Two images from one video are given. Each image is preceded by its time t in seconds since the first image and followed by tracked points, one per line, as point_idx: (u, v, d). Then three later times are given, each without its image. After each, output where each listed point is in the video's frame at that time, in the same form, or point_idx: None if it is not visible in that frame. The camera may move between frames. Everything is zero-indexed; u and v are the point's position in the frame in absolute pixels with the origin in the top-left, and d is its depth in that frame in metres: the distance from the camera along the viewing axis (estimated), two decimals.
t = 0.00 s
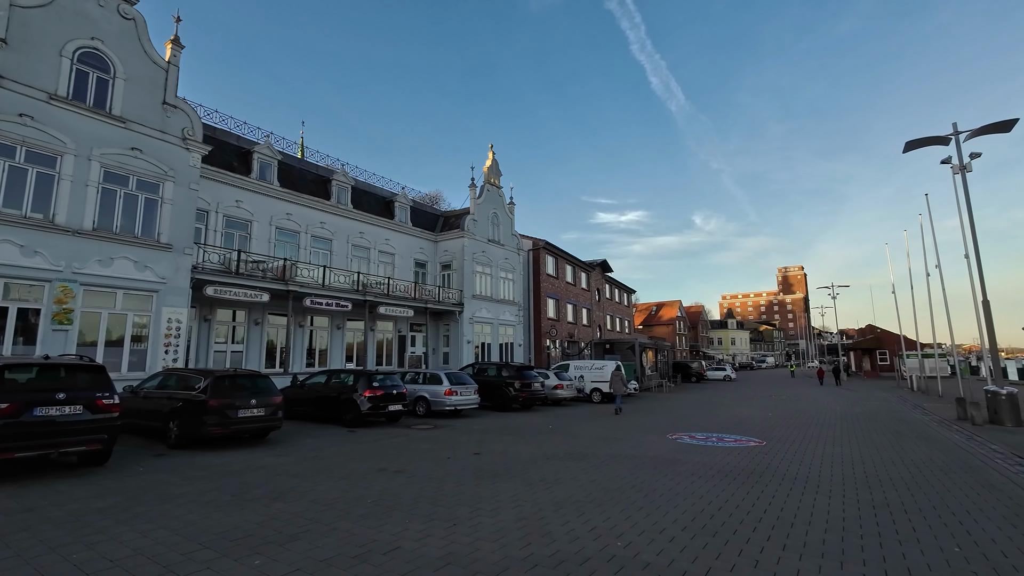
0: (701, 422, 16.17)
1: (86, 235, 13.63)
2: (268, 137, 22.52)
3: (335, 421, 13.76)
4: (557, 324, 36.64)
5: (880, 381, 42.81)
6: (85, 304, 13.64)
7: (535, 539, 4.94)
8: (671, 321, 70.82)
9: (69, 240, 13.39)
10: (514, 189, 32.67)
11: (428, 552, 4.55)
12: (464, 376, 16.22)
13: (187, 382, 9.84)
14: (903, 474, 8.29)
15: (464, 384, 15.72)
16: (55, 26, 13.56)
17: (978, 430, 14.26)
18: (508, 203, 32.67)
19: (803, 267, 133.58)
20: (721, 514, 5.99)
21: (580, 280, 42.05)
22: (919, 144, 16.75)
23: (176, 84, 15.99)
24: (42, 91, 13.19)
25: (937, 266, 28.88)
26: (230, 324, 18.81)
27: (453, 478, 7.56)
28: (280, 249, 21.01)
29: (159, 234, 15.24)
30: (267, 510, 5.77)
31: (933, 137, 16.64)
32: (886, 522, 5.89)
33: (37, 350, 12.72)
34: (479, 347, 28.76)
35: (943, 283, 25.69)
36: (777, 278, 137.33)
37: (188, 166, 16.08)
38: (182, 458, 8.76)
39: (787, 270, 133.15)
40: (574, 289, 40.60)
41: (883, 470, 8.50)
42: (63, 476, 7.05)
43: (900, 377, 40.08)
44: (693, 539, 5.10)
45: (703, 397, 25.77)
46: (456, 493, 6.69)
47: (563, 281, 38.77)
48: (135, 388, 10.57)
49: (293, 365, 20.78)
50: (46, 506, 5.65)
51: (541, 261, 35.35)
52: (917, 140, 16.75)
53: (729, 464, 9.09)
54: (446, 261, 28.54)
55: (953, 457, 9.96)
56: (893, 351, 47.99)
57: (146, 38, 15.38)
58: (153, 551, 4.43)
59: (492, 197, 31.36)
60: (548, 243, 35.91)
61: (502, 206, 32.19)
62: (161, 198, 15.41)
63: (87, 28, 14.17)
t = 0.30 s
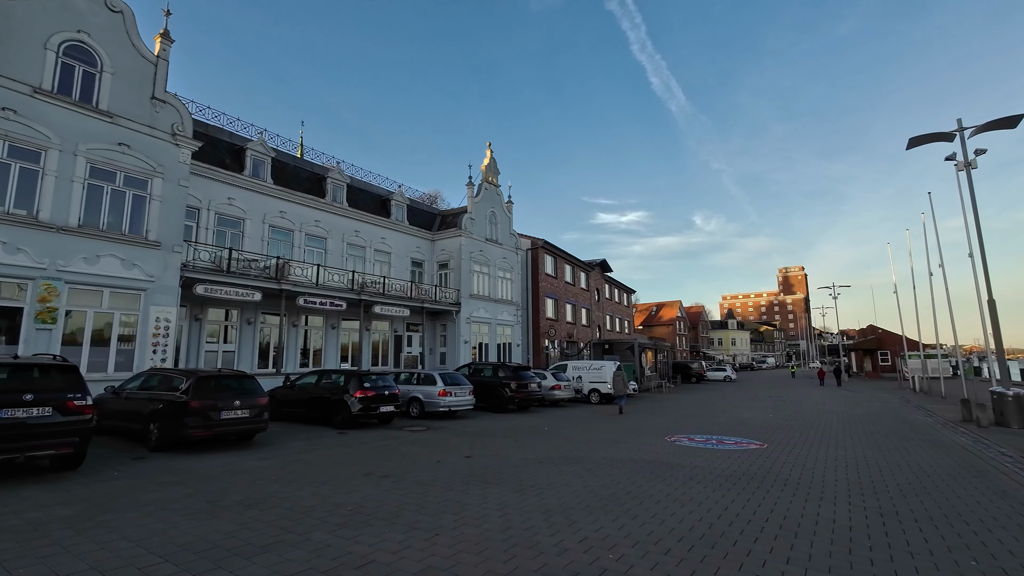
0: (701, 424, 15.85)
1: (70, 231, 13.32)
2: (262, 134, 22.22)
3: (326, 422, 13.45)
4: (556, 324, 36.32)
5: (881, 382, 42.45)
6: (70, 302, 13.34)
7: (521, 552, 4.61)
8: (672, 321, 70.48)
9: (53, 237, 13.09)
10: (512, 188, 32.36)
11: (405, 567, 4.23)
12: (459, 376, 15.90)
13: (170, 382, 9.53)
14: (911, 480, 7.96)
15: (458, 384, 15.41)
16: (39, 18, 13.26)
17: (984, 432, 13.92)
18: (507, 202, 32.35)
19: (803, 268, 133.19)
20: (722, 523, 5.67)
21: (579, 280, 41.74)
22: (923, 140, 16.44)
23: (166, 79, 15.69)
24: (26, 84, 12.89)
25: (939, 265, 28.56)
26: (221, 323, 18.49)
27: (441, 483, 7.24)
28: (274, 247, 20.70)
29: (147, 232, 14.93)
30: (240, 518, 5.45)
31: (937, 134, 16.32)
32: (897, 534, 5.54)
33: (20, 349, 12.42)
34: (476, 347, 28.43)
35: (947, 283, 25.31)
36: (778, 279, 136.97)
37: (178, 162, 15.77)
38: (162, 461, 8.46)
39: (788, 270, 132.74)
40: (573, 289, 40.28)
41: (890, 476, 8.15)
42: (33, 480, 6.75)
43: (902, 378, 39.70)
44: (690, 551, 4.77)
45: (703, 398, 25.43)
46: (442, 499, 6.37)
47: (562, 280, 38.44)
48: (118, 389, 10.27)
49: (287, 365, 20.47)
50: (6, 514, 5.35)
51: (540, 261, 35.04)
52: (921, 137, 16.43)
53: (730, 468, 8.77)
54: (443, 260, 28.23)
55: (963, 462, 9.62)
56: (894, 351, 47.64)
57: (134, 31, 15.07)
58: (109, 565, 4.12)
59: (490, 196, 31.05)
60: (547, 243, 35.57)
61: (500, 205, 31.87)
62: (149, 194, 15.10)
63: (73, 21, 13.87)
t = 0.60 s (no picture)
0: (701, 425, 15.50)
1: (55, 228, 13.01)
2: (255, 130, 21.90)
3: (317, 424, 13.12)
4: (555, 324, 35.99)
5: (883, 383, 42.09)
6: (54, 300, 13.04)
7: (507, 566, 4.28)
8: (671, 321, 70.16)
9: (37, 234, 12.79)
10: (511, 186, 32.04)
11: None
12: (454, 377, 15.56)
13: (150, 383, 9.21)
14: (922, 486, 7.62)
15: (453, 385, 15.08)
16: (24, 9, 12.94)
17: (991, 435, 13.58)
18: (505, 200, 32.04)
19: (804, 268, 132.78)
20: (722, 534, 5.35)
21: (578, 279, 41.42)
22: (928, 137, 16.11)
23: (155, 73, 15.36)
24: (10, 77, 12.58)
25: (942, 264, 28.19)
26: (213, 323, 18.18)
27: (428, 489, 6.90)
28: (268, 245, 20.40)
29: (135, 229, 14.61)
30: (210, 529, 5.12)
31: (942, 130, 15.98)
32: (910, 548, 5.20)
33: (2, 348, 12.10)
34: (474, 347, 28.11)
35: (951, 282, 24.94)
36: (779, 279, 136.59)
37: (168, 158, 15.45)
38: (140, 465, 8.13)
39: (789, 270, 132.31)
40: (572, 289, 39.95)
41: (899, 482, 7.81)
42: None
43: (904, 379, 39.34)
44: (689, 566, 4.45)
45: (704, 399, 25.06)
46: (428, 507, 6.03)
47: (561, 280, 38.12)
48: (99, 389, 9.95)
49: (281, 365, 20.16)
50: None
51: (538, 260, 34.73)
52: (926, 133, 16.10)
53: (731, 472, 8.44)
54: (441, 259, 27.91)
55: (973, 466, 9.29)
56: (896, 352, 47.31)
57: (123, 24, 14.75)
58: None
59: (488, 194, 30.74)
60: (545, 242, 35.22)
61: (498, 204, 31.56)
62: (138, 191, 14.78)
63: (59, 12, 13.55)
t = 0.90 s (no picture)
0: (699, 426, 15.19)
1: (39, 223, 12.72)
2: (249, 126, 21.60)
3: (306, 425, 12.83)
4: (553, 323, 35.67)
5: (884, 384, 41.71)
6: (38, 297, 12.74)
7: None
8: (671, 322, 69.81)
9: (21, 229, 12.50)
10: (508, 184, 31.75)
11: None
12: (448, 376, 15.26)
13: (129, 382, 8.93)
14: (928, 491, 7.31)
15: (446, 384, 14.78)
16: None
17: (996, 437, 13.26)
18: (503, 199, 31.76)
19: (805, 268, 132.36)
20: (718, 543, 5.04)
21: (577, 278, 41.10)
22: (931, 133, 15.80)
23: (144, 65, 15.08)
24: None
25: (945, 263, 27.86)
26: (204, 321, 17.89)
27: (412, 493, 6.60)
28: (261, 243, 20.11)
29: (122, 224, 14.32)
30: (173, 536, 4.81)
31: (946, 126, 15.68)
32: (919, 558, 4.89)
33: None
34: (471, 347, 27.80)
35: (954, 282, 24.59)
36: (779, 279, 136.19)
37: (157, 152, 15.16)
38: (115, 467, 7.83)
39: (790, 270, 131.89)
40: (571, 289, 39.63)
41: (904, 486, 7.49)
42: None
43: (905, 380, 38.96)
44: None
45: (703, 399, 24.73)
46: (409, 512, 5.72)
47: (560, 279, 37.80)
48: (79, 388, 9.66)
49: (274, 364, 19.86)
50: None
51: (536, 259, 34.42)
52: (929, 130, 15.80)
53: (730, 476, 8.11)
54: (438, 257, 27.62)
55: (979, 469, 8.98)
56: (897, 352, 46.95)
57: (110, 16, 14.46)
58: None
59: (486, 192, 30.46)
60: (544, 241, 34.92)
61: (496, 202, 31.28)
62: (126, 186, 14.49)
63: (44, 3, 13.27)
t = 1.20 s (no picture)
0: (698, 429, 14.85)
1: (20, 222, 12.42)
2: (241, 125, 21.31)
3: (294, 428, 12.51)
4: (551, 325, 35.34)
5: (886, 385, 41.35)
6: (19, 298, 12.45)
7: None
8: (671, 323, 69.46)
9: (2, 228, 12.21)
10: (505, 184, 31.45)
11: None
12: (441, 379, 14.94)
13: (106, 385, 8.61)
14: (935, 499, 6.97)
15: (438, 387, 14.45)
16: None
17: (1002, 440, 12.91)
18: (499, 199, 31.47)
19: (805, 269, 132.01)
20: (713, 556, 4.71)
21: (576, 280, 40.77)
22: (933, 129, 15.50)
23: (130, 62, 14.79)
24: None
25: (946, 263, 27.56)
26: (194, 323, 17.61)
27: (392, 502, 6.28)
28: (252, 243, 19.80)
29: (108, 224, 14.02)
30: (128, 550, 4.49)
31: (948, 122, 15.38)
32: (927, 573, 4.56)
33: None
34: (467, 348, 27.48)
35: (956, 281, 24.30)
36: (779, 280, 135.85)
37: (143, 150, 14.87)
38: (87, 474, 7.51)
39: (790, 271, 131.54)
40: (569, 290, 39.32)
41: (910, 493, 7.16)
42: None
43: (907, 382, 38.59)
44: None
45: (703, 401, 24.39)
46: (387, 523, 5.40)
47: (558, 280, 37.46)
48: (55, 392, 9.34)
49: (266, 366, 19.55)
50: None
51: (534, 260, 34.11)
52: (931, 126, 15.50)
53: (727, 482, 7.78)
54: (434, 258, 27.32)
55: (986, 474, 8.65)
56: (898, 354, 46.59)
57: (95, 11, 14.18)
58: None
59: (482, 192, 30.16)
60: (542, 241, 34.60)
61: (493, 202, 31.00)
62: (111, 185, 14.20)
63: None
